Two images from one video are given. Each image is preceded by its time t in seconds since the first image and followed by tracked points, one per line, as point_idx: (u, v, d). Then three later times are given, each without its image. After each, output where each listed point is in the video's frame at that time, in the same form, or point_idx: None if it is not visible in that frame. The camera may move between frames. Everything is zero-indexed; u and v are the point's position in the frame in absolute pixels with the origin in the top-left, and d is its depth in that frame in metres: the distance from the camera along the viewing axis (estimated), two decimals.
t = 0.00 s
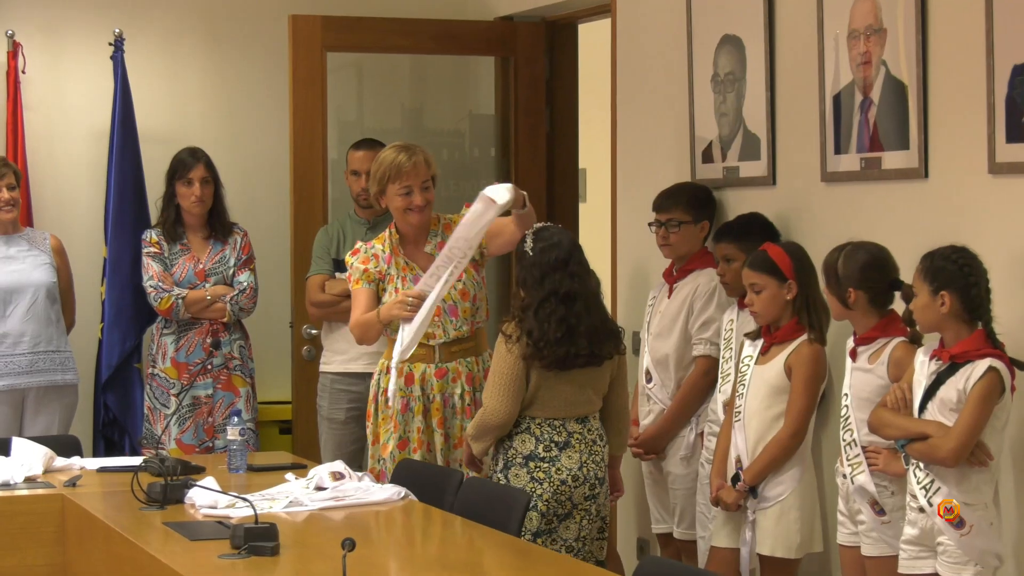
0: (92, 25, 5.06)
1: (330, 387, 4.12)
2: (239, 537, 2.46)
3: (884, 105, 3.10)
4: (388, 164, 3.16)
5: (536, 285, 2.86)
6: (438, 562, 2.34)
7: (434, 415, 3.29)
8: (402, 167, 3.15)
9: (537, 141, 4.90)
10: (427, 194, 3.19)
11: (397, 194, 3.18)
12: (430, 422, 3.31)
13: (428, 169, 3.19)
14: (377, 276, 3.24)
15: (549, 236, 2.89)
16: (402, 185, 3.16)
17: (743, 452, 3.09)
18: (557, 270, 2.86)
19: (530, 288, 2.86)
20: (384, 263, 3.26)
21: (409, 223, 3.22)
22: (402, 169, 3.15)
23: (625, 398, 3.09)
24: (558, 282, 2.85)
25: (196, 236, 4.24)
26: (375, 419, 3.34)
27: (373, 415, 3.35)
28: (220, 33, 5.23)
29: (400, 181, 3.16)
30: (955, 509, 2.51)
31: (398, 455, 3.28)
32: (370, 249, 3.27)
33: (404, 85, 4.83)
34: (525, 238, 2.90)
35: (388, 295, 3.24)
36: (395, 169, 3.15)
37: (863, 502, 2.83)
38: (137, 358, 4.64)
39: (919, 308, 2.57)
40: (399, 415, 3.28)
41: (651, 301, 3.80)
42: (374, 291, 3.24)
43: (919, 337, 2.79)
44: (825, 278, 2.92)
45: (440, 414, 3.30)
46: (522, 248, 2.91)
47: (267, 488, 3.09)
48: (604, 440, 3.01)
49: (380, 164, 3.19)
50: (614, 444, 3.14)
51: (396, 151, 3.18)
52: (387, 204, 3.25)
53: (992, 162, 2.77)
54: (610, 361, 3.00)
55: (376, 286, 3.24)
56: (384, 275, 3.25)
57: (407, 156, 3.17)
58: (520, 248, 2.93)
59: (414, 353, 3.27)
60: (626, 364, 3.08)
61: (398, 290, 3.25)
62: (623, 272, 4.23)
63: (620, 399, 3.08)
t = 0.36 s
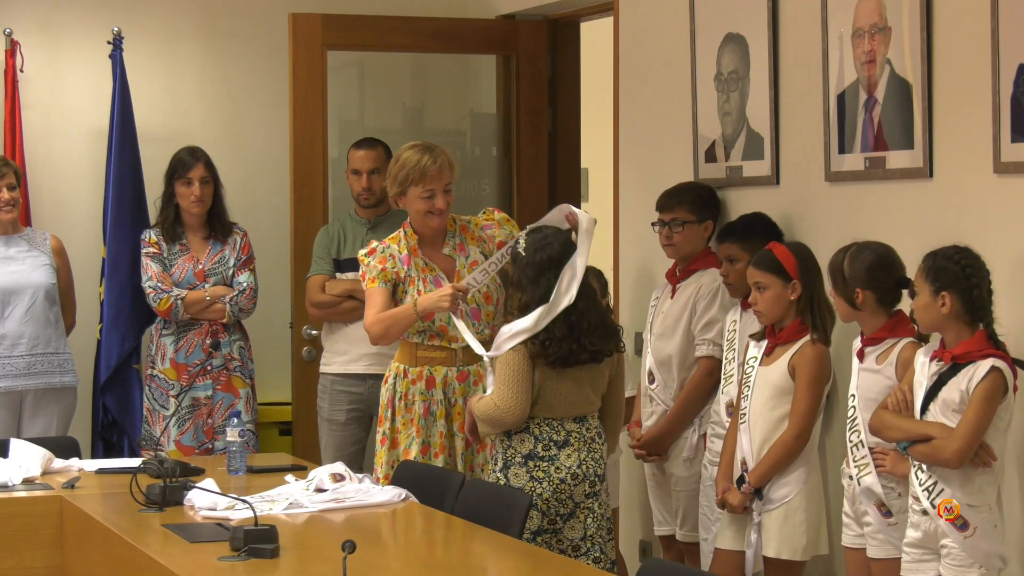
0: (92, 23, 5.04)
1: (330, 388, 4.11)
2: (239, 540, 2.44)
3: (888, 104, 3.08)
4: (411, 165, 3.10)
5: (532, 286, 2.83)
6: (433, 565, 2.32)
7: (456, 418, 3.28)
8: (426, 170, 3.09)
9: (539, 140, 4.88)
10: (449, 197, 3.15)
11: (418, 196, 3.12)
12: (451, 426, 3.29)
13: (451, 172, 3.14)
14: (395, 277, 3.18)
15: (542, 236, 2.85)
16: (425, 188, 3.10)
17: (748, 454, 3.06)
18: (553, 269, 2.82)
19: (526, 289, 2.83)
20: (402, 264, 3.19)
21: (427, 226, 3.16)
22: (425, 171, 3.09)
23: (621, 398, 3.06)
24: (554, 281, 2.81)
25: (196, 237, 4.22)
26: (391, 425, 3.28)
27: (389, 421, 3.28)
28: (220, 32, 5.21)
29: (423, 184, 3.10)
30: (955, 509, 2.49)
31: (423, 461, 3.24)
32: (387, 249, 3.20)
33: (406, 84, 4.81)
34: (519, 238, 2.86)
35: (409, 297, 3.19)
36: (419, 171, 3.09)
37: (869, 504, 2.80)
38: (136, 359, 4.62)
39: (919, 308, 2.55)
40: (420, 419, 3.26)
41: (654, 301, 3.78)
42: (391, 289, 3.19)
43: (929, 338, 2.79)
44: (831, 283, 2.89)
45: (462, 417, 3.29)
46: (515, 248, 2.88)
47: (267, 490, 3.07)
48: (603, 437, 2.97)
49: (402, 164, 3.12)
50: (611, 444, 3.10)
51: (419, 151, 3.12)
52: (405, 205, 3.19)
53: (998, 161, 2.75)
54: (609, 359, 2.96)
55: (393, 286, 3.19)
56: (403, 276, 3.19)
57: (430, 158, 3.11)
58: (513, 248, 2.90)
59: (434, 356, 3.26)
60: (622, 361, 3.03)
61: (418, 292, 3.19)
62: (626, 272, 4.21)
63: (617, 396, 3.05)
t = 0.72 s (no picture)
0: (91, 23, 5.04)
1: (330, 387, 4.10)
2: (238, 540, 2.44)
3: (887, 104, 3.08)
4: (419, 171, 3.07)
5: (521, 285, 2.83)
6: (432, 565, 2.31)
7: (466, 420, 3.28)
8: (434, 176, 3.06)
9: (538, 139, 4.88)
10: (458, 203, 3.12)
11: (426, 201, 3.09)
12: (460, 428, 3.29)
13: (459, 178, 3.11)
14: (404, 283, 3.14)
15: (532, 236, 2.85)
16: (434, 194, 3.08)
17: (749, 454, 3.06)
18: (541, 269, 2.82)
19: (515, 288, 2.84)
20: (412, 270, 3.16)
21: (435, 230, 3.13)
22: (433, 176, 3.06)
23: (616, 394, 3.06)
24: (543, 281, 2.82)
25: (196, 237, 4.22)
26: (398, 425, 3.26)
27: (396, 421, 3.26)
28: (220, 32, 5.21)
29: (432, 190, 3.07)
30: (955, 509, 2.49)
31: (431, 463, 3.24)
32: (393, 255, 3.14)
33: (406, 84, 4.81)
34: (508, 238, 2.85)
35: (419, 303, 3.16)
36: (428, 177, 3.06)
37: (872, 504, 2.80)
38: (136, 359, 4.62)
39: (918, 307, 2.55)
40: (429, 421, 3.25)
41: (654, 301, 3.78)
42: (396, 301, 3.15)
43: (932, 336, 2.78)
44: (839, 273, 2.86)
45: (472, 420, 3.29)
46: (505, 249, 2.88)
47: (266, 490, 3.07)
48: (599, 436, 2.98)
49: (410, 169, 3.09)
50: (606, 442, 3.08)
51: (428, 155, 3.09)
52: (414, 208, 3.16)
53: (997, 161, 2.75)
54: (602, 358, 2.96)
55: (395, 298, 3.14)
56: (412, 282, 3.16)
57: (438, 162, 3.08)
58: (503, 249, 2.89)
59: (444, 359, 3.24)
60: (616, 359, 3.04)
61: (427, 298, 3.17)
62: (625, 272, 4.21)
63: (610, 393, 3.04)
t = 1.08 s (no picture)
0: (91, 22, 5.04)
1: (329, 387, 4.11)
2: (238, 538, 2.44)
3: (887, 103, 3.08)
4: (408, 179, 3.06)
5: (523, 281, 2.81)
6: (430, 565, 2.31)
7: (465, 421, 3.25)
8: (423, 185, 3.04)
9: (538, 138, 4.88)
10: (449, 210, 3.09)
11: (417, 208, 3.08)
12: (460, 428, 3.27)
13: (449, 184, 3.07)
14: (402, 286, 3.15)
15: (535, 234, 2.84)
16: (423, 203, 3.06)
17: (747, 453, 3.06)
18: (544, 267, 2.81)
19: (517, 284, 2.82)
20: (409, 272, 3.16)
21: (428, 235, 3.13)
22: (421, 184, 3.05)
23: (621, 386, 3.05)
24: (545, 278, 2.80)
25: (197, 236, 4.22)
26: (400, 425, 3.28)
27: (399, 420, 3.28)
28: (220, 31, 5.21)
29: (422, 198, 3.06)
30: (955, 509, 2.49)
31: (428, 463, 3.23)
32: (391, 257, 3.15)
33: (405, 83, 4.80)
34: (512, 235, 2.84)
35: (416, 305, 3.16)
36: (416, 186, 3.05)
37: (872, 502, 2.80)
38: (135, 358, 4.62)
39: (915, 306, 2.55)
40: (428, 420, 3.25)
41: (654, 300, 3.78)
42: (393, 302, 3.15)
43: (933, 335, 2.78)
44: (845, 271, 2.84)
45: (472, 420, 3.26)
46: (508, 245, 2.86)
47: (266, 489, 3.07)
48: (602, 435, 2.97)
49: (401, 176, 3.08)
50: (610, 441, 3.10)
51: (417, 161, 3.06)
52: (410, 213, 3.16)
53: (996, 160, 2.75)
54: (603, 357, 2.96)
55: (391, 300, 3.14)
56: (409, 285, 3.15)
57: (426, 168, 3.05)
58: (507, 245, 2.87)
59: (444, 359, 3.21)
60: (620, 357, 3.03)
61: (424, 301, 3.16)
62: (625, 272, 4.21)
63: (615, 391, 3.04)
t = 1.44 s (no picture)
0: (90, 21, 5.04)
1: (329, 386, 4.12)
2: (237, 537, 2.44)
3: (886, 101, 3.08)
4: (406, 187, 3.03)
5: (546, 280, 2.78)
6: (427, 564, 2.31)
7: (464, 422, 3.23)
8: (422, 193, 3.03)
9: (538, 137, 4.88)
10: (448, 214, 3.09)
11: (416, 215, 3.07)
12: (460, 430, 3.26)
13: (447, 189, 3.06)
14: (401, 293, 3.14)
15: (556, 232, 2.83)
16: (423, 211, 3.05)
17: (747, 453, 3.06)
18: (566, 266, 2.79)
19: (541, 281, 2.78)
20: (407, 280, 3.15)
21: (428, 240, 3.13)
22: (419, 191, 3.03)
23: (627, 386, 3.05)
24: (567, 279, 2.79)
25: (196, 235, 4.22)
26: (403, 427, 3.30)
27: (401, 422, 3.30)
28: (219, 30, 5.21)
29: (421, 206, 3.05)
30: (955, 509, 2.49)
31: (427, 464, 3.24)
32: (388, 265, 3.14)
33: (405, 81, 4.80)
34: (534, 232, 2.81)
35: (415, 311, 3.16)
36: (416, 194, 3.03)
37: (873, 500, 2.79)
38: (134, 357, 4.62)
39: (913, 305, 2.55)
40: (427, 422, 3.25)
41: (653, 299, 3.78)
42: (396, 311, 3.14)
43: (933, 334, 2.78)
44: (848, 271, 2.84)
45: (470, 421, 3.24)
46: (528, 244, 2.82)
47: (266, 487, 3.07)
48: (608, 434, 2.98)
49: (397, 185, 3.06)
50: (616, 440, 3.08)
51: (412, 168, 3.04)
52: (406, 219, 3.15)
53: (995, 159, 2.75)
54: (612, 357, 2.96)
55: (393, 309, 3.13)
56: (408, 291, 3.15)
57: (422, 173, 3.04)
58: (525, 244, 2.83)
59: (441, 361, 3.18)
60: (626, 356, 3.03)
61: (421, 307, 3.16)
62: (625, 270, 4.21)
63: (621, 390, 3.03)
